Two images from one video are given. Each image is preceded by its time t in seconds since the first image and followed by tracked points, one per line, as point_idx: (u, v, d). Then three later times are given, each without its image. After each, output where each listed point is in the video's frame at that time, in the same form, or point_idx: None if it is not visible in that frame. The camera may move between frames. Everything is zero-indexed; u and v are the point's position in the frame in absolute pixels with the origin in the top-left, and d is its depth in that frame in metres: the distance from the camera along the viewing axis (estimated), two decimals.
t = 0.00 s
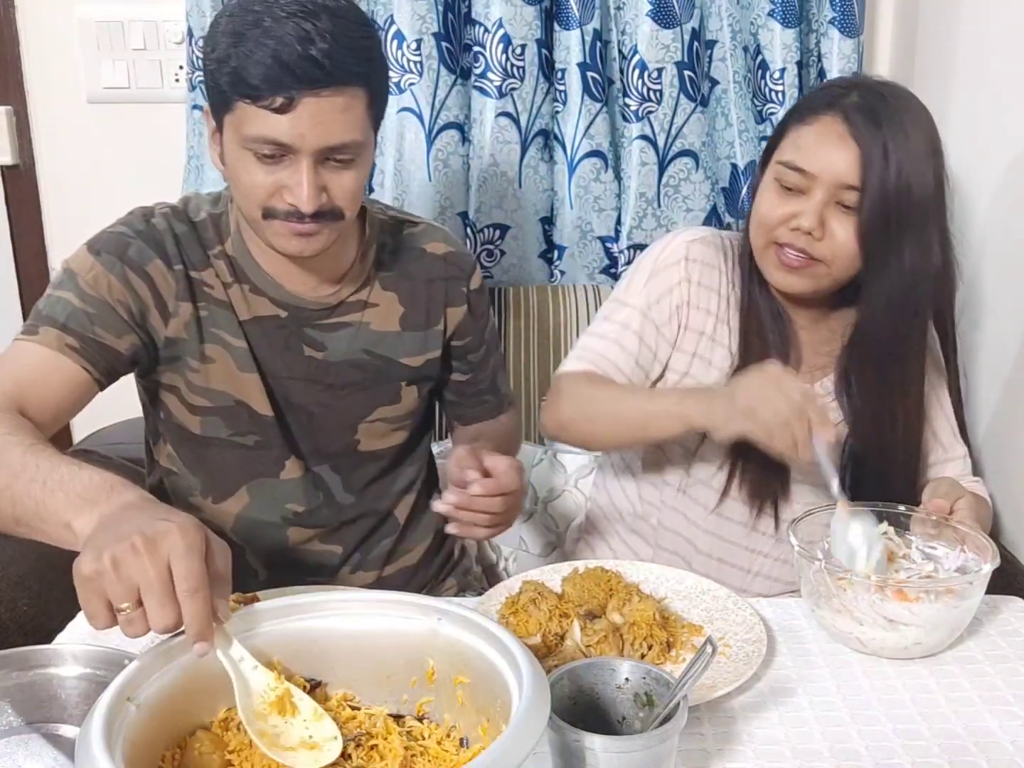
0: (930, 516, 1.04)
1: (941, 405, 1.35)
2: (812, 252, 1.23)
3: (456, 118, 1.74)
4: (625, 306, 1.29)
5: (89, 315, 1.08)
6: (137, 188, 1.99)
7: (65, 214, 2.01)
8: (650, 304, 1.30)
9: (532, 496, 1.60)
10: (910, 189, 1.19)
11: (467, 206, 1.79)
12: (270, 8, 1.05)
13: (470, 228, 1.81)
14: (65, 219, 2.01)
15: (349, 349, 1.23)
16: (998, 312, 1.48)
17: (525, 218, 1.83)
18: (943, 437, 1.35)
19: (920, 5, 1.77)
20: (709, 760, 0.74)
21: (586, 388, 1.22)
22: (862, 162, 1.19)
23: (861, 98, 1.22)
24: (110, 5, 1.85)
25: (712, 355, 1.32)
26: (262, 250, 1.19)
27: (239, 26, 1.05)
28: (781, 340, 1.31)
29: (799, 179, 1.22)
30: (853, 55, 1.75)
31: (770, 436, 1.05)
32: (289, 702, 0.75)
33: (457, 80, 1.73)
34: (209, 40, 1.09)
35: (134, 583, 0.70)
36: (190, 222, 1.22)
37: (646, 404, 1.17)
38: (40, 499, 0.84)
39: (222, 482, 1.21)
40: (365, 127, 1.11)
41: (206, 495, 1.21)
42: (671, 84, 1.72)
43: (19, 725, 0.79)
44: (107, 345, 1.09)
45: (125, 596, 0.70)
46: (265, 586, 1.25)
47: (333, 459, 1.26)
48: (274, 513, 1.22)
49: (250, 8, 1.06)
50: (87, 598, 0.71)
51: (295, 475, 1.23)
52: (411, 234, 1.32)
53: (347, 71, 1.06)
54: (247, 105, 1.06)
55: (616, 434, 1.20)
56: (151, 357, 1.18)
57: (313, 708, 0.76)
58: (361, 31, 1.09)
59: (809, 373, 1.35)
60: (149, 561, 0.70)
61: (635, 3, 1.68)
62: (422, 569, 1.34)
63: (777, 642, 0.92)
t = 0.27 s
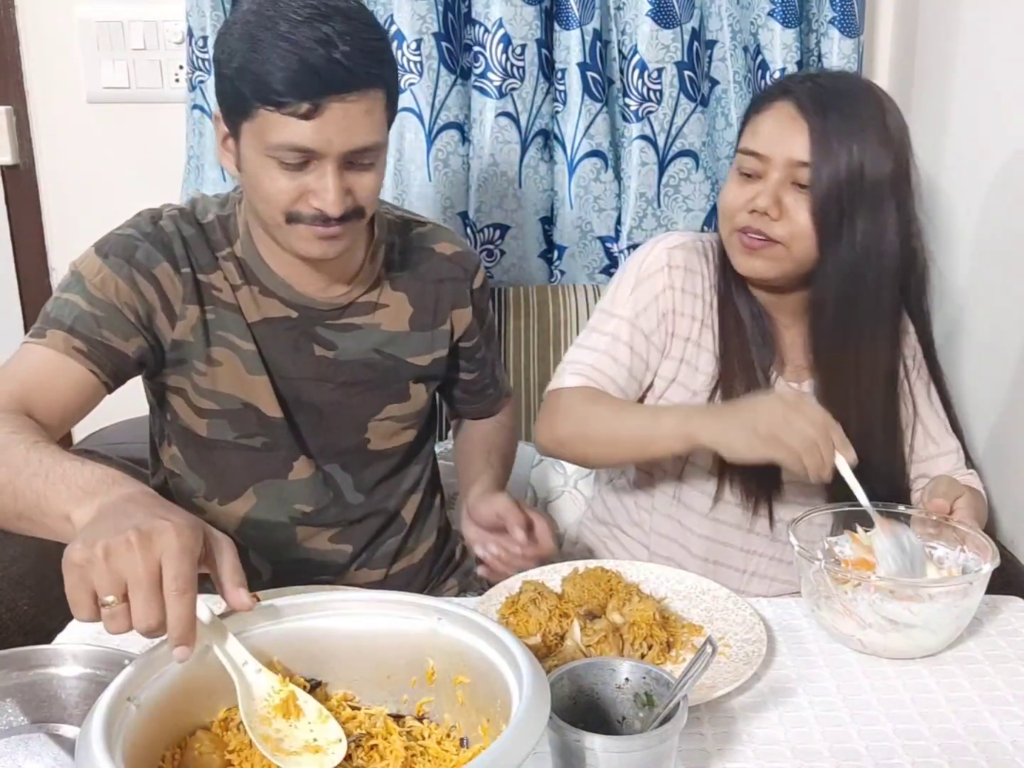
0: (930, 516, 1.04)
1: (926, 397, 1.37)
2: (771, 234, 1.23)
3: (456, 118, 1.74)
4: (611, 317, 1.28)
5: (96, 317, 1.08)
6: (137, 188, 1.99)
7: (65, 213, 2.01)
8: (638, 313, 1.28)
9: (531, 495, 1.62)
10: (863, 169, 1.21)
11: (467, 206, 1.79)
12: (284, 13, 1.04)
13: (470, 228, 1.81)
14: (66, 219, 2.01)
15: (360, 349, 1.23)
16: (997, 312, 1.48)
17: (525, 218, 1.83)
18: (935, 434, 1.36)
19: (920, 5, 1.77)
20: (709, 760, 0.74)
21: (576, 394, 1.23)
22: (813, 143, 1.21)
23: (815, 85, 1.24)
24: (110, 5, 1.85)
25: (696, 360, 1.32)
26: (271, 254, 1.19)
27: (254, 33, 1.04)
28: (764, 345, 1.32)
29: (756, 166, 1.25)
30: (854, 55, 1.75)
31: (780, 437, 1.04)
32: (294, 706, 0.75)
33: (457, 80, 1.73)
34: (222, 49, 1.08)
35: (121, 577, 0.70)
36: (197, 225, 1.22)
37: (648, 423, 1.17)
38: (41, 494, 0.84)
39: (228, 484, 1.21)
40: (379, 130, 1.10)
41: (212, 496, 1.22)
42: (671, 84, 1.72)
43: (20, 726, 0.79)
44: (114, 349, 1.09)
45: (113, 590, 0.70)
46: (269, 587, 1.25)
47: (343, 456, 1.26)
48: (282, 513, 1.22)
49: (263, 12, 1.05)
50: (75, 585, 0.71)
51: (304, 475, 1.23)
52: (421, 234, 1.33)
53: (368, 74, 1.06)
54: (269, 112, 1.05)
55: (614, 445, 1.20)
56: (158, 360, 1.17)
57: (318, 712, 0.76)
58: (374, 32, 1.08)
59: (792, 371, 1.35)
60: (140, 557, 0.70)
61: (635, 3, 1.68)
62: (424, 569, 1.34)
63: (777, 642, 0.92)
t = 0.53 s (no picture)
0: (931, 516, 1.05)
1: (911, 392, 1.36)
2: (746, 234, 1.24)
3: (456, 118, 1.74)
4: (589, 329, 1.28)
5: (104, 314, 1.08)
6: (137, 188, 1.99)
7: (65, 214, 2.01)
8: (619, 321, 1.28)
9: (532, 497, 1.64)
10: (829, 162, 1.21)
11: (467, 206, 1.79)
12: (299, 17, 1.04)
13: (470, 228, 1.81)
14: (66, 219, 2.01)
15: (367, 349, 1.23)
16: (996, 311, 1.48)
17: (525, 218, 1.83)
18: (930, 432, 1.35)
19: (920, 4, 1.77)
20: (709, 760, 0.74)
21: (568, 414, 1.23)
22: (778, 140, 1.21)
23: (775, 81, 1.24)
24: (110, 5, 1.85)
25: (676, 367, 1.32)
26: (279, 252, 1.19)
27: (272, 39, 1.04)
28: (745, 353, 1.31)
29: (723, 167, 1.25)
30: (854, 55, 1.74)
31: (787, 478, 1.05)
32: (293, 707, 0.75)
33: (457, 80, 1.73)
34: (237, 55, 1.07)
35: (111, 563, 0.70)
36: (205, 224, 1.22)
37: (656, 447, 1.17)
38: (42, 489, 0.84)
39: (231, 481, 1.22)
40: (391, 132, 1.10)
41: (215, 494, 1.22)
42: (671, 85, 1.72)
43: (21, 725, 0.78)
44: (122, 345, 1.09)
45: (100, 574, 0.70)
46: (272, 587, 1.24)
47: (348, 455, 1.26)
48: (286, 512, 1.22)
49: (277, 17, 1.04)
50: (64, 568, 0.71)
51: (307, 476, 1.23)
52: (428, 234, 1.32)
53: (388, 76, 1.07)
54: (290, 118, 1.05)
55: (614, 468, 1.20)
56: (165, 357, 1.18)
57: (318, 713, 0.76)
58: (386, 32, 1.08)
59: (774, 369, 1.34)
60: (130, 541, 0.71)
61: (636, 3, 1.68)
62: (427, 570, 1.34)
63: (777, 642, 0.92)
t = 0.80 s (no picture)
0: (931, 516, 1.04)
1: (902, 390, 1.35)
2: (731, 240, 1.24)
3: (456, 118, 1.74)
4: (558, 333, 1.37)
5: (110, 311, 1.08)
6: (137, 188, 1.99)
7: (65, 213, 2.01)
8: (581, 329, 1.36)
9: (531, 499, 1.62)
10: (812, 161, 1.21)
11: (467, 206, 1.79)
12: (311, 21, 1.05)
13: (470, 228, 1.81)
14: (66, 219, 2.01)
15: (372, 349, 1.24)
16: (995, 311, 1.48)
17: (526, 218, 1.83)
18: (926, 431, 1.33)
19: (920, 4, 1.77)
20: (709, 760, 0.74)
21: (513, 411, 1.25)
22: (762, 144, 1.20)
23: (758, 82, 1.24)
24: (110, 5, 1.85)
25: (653, 367, 1.35)
26: (286, 252, 1.19)
27: (284, 42, 1.05)
28: (723, 347, 1.32)
29: (708, 172, 1.25)
30: (854, 55, 1.74)
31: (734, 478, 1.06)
32: (295, 706, 0.75)
33: (458, 80, 1.73)
34: (247, 60, 1.08)
35: (117, 558, 0.70)
36: (212, 223, 1.22)
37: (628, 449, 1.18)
38: (45, 487, 0.84)
39: (235, 481, 1.22)
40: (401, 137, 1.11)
41: (218, 494, 1.22)
42: (671, 85, 1.72)
43: (22, 726, 0.78)
44: (129, 343, 1.10)
45: (106, 568, 0.70)
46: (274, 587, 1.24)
47: (351, 455, 1.26)
48: (289, 512, 1.23)
49: (289, 20, 1.05)
50: (70, 561, 0.71)
51: (311, 475, 1.23)
52: (433, 238, 1.32)
53: (400, 79, 1.08)
54: (301, 120, 1.06)
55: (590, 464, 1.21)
56: (171, 354, 1.18)
57: (319, 714, 0.76)
58: (396, 35, 1.09)
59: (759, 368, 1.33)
60: (137, 537, 0.71)
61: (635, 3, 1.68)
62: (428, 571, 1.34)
63: (777, 642, 0.92)
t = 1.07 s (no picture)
0: (932, 517, 1.04)
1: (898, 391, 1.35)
2: (735, 244, 1.24)
3: (456, 118, 1.74)
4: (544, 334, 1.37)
5: (113, 311, 1.08)
6: (137, 188, 1.99)
7: (65, 213, 2.01)
8: (569, 329, 1.36)
9: (530, 501, 1.62)
10: (816, 165, 1.21)
11: (467, 206, 1.79)
12: (319, 22, 1.04)
13: (470, 228, 1.81)
14: (66, 219, 2.01)
15: (374, 350, 1.23)
16: (993, 310, 1.48)
17: (526, 218, 1.83)
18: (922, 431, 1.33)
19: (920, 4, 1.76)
20: (709, 760, 0.74)
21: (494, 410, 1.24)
22: (768, 147, 1.20)
23: (761, 84, 1.24)
24: (110, 5, 1.85)
25: (643, 368, 1.35)
26: (289, 253, 1.19)
27: (291, 43, 1.04)
28: (714, 343, 1.31)
29: (711, 175, 1.23)
30: (854, 55, 1.74)
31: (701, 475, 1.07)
32: (294, 707, 0.75)
33: (457, 80, 1.73)
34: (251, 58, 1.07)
35: (117, 558, 0.70)
36: (215, 223, 1.22)
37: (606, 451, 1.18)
38: (46, 486, 0.83)
39: (237, 481, 1.22)
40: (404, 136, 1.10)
41: (219, 493, 1.22)
42: (671, 85, 1.72)
43: (23, 725, 0.78)
44: (131, 342, 1.10)
45: (106, 569, 0.70)
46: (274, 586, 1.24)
47: (353, 454, 1.26)
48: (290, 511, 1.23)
49: (296, 22, 1.05)
50: (70, 561, 0.71)
51: (314, 474, 1.23)
52: (435, 239, 1.32)
53: (403, 83, 1.07)
54: (302, 119, 1.05)
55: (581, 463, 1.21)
56: (172, 353, 1.18)
57: (319, 714, 0.76)
58: (404, 41, 1.09)
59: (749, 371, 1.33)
60: (137, 537, 0.71)
61: (636, 3, 1.68)
62: (428, 571, 1.34)
63: (777, 642, 0.92)
